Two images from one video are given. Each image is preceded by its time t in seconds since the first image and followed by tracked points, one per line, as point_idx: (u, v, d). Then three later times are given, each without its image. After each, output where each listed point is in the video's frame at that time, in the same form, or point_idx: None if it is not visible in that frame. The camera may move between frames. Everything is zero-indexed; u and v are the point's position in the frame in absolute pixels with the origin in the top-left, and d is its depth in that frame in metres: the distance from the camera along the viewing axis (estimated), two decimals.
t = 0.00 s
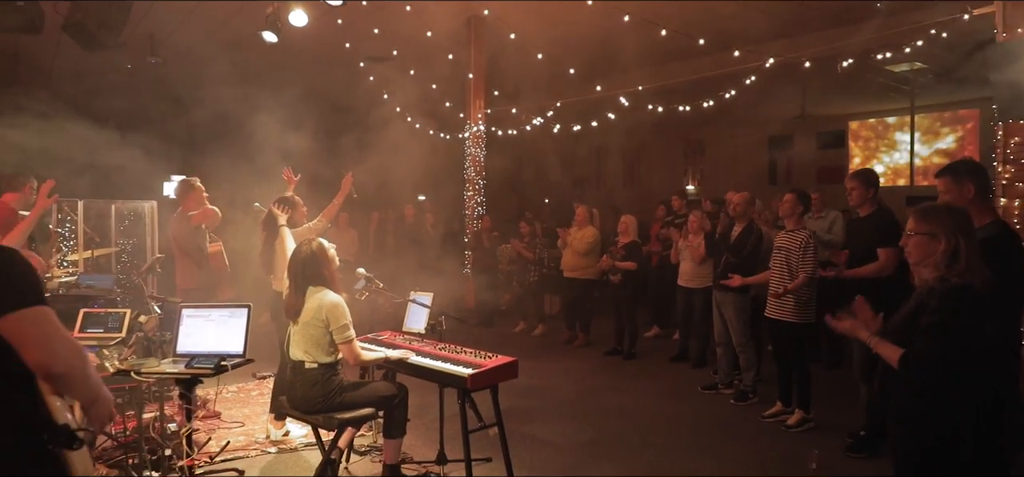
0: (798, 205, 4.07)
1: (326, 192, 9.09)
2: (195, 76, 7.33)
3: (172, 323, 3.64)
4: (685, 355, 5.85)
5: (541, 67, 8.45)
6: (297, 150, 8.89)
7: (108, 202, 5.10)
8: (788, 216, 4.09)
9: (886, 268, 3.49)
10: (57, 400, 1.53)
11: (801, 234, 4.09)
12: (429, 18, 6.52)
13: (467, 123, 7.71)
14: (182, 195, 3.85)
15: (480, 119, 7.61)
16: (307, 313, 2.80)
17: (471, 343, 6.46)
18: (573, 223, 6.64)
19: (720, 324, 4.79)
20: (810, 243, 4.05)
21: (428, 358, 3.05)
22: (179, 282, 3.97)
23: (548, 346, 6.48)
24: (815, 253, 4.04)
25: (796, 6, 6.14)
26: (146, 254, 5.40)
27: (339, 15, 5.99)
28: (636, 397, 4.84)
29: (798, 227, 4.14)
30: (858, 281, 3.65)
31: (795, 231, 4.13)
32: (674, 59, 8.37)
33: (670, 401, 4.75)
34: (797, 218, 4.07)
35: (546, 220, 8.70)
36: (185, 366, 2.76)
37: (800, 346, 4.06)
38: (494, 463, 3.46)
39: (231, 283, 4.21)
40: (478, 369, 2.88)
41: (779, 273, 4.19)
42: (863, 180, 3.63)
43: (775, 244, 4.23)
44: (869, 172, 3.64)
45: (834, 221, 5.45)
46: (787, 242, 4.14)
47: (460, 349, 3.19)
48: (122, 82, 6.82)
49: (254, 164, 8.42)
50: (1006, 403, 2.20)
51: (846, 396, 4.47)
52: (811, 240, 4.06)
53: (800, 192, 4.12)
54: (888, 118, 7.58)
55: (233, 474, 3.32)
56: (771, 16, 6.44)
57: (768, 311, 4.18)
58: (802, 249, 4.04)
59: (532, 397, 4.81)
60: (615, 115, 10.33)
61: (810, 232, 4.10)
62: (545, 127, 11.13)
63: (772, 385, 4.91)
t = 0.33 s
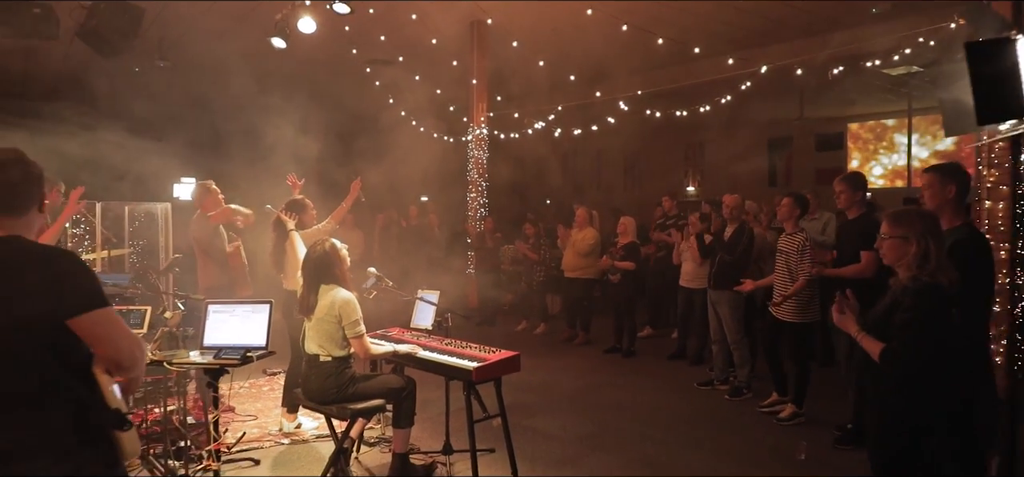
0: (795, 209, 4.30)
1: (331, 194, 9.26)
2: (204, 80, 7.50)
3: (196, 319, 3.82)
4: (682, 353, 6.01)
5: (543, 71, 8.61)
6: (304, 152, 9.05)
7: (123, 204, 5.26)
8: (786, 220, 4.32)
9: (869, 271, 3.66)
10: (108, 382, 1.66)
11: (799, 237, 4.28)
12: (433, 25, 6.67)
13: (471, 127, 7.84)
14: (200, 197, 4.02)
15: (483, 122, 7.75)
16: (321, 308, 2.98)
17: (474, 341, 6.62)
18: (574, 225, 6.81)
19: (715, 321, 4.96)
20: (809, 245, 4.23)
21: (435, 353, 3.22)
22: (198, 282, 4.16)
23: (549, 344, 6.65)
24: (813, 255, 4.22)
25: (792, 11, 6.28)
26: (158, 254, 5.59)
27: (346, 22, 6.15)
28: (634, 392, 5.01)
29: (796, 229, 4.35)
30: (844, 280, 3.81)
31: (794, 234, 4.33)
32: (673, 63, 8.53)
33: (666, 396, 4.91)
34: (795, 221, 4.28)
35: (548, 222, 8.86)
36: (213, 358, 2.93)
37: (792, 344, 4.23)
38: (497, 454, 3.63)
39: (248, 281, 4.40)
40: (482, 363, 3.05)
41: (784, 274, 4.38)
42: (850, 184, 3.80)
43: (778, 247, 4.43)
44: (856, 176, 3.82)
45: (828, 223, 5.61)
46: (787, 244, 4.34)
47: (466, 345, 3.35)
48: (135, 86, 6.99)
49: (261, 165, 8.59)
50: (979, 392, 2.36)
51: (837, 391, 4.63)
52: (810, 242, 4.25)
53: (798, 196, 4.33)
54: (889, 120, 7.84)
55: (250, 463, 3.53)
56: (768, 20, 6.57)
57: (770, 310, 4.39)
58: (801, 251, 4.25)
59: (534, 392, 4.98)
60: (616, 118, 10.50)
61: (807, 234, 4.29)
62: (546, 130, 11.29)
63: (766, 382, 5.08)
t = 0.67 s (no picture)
0: (793, 211, 4.49)
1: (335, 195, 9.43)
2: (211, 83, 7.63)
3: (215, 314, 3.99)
4: (679, 350, 6.17)
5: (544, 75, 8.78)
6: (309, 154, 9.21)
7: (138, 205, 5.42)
8: (785, 221, 4.51)
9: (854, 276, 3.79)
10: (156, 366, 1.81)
11: (796, 237, 4.45)
12: (436, 32, 6.83)
13: (471, 128, 7.86)
14: (214, 195, 4.18)
15: (484, 124, 7.74)
16: (334, 305, 3.16)
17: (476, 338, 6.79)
18: (573, 225, 6.98)
19: (711, 319, 5.12)
20: (806, 244, 4.39)
21: (441, 349, 3.38)
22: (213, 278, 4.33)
23: (550, 341, 6.82)
24: (811, 254, 4.39)
25: (785, 16, 6.43)
26: (168, 253, 5.79)
27: (351, 28, 6.30)
28: (632, 387, 5.17)
29: (794, 229, 4.53)
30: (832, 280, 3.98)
31: (792, 233, 4.50)
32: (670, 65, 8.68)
33: (663, 390, 5.08)
34: (793, 222, 4.47)
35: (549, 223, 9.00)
36: (237, 350, 3.08)
37: (784, 338, 4.41)
38: (500, 445, 3.79)
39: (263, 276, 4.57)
40: (486, 357, 3.21)
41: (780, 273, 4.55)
42: (840, 187, 3.97)
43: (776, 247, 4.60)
44: (845, 179, 3.99)
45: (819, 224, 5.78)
46: (783, 243, 4.51)
47: (470, 340, 3.52)
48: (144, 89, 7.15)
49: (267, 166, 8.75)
50: (946, 383, 2.55)
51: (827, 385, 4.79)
52: (806, 241, 4.41)
53: (795, 198, 4.51)
54: (887, 120, 7.89)
55: (264, 453, 3.70)
56: (763, 24, 6.72)
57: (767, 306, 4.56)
58: (797, 251, 4.41)
59: (535, 387, 5.14)
60: (615, 120, 10.68)
61: (804, 234, 4.47)
62: (547, 131, 11.47)
63: (760, 377, 5.24)
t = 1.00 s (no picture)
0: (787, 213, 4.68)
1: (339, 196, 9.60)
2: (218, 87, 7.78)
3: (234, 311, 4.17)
4: (676, 346, 6.36)
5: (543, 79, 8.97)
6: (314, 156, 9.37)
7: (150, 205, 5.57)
8: (779, 222, 4.69)
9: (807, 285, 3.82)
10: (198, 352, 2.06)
11: (790, 236, 4.64)
12: (439, 37, 7.00)
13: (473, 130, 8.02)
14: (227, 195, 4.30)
15: (486, 126, 7.89)
16: (348, 301, 3.34)
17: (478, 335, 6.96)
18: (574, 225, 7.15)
19: (707, 316, 5.30)
20: (799, 244, 4.58)
21: (448, 342, 3.56)
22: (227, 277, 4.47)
23: (551, 338, 7.00)
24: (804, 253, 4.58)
25: (781, 21, 6.59)
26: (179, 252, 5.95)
27: (357, 34, 6.48)
28: (630, 382, 5.35)
29: (787, 230, 4.71)
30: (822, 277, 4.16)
31: (785, 234, 4.68)
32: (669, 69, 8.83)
33: (660, 385, 5.25)
34: (786, 223, 4.65)
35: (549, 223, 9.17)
36: (260, 341, 3.26)
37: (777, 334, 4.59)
38: (504, 436, 3.97)
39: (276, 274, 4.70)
40: (491, 350, 3.39)
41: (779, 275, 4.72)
42: (831, 189, 4.15)
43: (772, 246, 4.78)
44: (835, 181, 4.16)
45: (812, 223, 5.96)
46: (778, 243, 4.70)
47: (476, 334, 3.70)
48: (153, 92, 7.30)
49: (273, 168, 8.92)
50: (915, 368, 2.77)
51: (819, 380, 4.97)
52: (798, 240, 4.60)
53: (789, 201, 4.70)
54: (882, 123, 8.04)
55: (280, 441, 3.85)
56: (759, 28, 6.88)
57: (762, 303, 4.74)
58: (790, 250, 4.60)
59: (536, 382, 5.32)
60: (614, 122, 10.85)
61: (797, 234, 4.65)
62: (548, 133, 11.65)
63: (754, 373, 5.42)
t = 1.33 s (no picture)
0: (780, 214, 4.86)
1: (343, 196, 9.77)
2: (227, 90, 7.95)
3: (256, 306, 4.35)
4: (672, 344, 6.54)
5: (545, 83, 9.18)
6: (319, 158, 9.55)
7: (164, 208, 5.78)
8: (772, 222, 4.89)
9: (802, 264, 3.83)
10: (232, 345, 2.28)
11: (784, 235, 4.82)
12: (442, 42, 7.16)
13: (477, 133, 8.18)
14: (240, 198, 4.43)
15: (489, 128, 8.05)
16: (362, 296, 3.54)
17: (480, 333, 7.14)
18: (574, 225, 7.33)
19: (702, 312, 5.49)
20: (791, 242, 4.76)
21: (454, 336, 3.75)
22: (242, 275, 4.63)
23: (551, 336, 7.18)
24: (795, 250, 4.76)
25: (776, 26, 6.77)
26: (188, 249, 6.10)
27: (365, 40, 6.69)
28: (628, 377, 5.53)
29: (781, 228, 4.90)
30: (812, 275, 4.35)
31: (779, 233, 4.86)
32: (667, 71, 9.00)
33: (657, 380, 5.43)
34: (780, 222, 4.84)
35: (550, 224, 9.34)
36: (282, 332, 3.44)
37: (772, 330, 4.77)
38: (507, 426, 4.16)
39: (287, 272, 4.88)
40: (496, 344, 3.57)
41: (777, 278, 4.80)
42: (821, 188, 4.30)
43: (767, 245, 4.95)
44: (826, 183, 4.32)
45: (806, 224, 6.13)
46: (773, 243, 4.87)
47: (481, 329, 3.89)
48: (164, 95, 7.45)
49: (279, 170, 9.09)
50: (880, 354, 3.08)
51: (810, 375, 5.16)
52: (790, 239, 4.78)
53: (781, 202, 4.89)
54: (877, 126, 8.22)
55: (294, 431, 4.03)
56: (755, 33, 7.05)
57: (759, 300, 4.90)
58: (783, 249, 4.78)
59: (537, 377, 5.49)
60: (614, 124, 11.04)
61: (789, 233, 4.83)
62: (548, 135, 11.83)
63: (748, 368, 5.60)
